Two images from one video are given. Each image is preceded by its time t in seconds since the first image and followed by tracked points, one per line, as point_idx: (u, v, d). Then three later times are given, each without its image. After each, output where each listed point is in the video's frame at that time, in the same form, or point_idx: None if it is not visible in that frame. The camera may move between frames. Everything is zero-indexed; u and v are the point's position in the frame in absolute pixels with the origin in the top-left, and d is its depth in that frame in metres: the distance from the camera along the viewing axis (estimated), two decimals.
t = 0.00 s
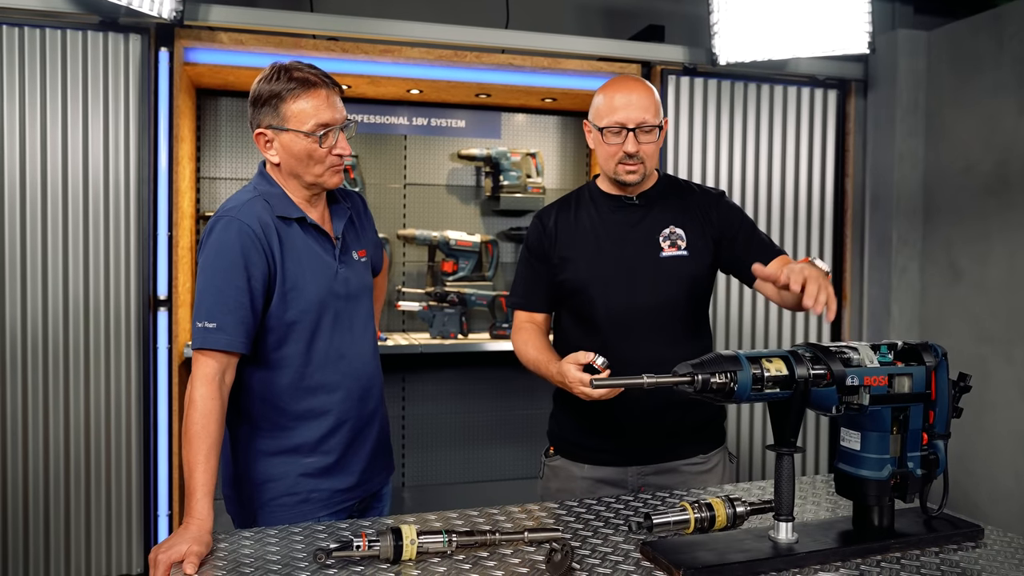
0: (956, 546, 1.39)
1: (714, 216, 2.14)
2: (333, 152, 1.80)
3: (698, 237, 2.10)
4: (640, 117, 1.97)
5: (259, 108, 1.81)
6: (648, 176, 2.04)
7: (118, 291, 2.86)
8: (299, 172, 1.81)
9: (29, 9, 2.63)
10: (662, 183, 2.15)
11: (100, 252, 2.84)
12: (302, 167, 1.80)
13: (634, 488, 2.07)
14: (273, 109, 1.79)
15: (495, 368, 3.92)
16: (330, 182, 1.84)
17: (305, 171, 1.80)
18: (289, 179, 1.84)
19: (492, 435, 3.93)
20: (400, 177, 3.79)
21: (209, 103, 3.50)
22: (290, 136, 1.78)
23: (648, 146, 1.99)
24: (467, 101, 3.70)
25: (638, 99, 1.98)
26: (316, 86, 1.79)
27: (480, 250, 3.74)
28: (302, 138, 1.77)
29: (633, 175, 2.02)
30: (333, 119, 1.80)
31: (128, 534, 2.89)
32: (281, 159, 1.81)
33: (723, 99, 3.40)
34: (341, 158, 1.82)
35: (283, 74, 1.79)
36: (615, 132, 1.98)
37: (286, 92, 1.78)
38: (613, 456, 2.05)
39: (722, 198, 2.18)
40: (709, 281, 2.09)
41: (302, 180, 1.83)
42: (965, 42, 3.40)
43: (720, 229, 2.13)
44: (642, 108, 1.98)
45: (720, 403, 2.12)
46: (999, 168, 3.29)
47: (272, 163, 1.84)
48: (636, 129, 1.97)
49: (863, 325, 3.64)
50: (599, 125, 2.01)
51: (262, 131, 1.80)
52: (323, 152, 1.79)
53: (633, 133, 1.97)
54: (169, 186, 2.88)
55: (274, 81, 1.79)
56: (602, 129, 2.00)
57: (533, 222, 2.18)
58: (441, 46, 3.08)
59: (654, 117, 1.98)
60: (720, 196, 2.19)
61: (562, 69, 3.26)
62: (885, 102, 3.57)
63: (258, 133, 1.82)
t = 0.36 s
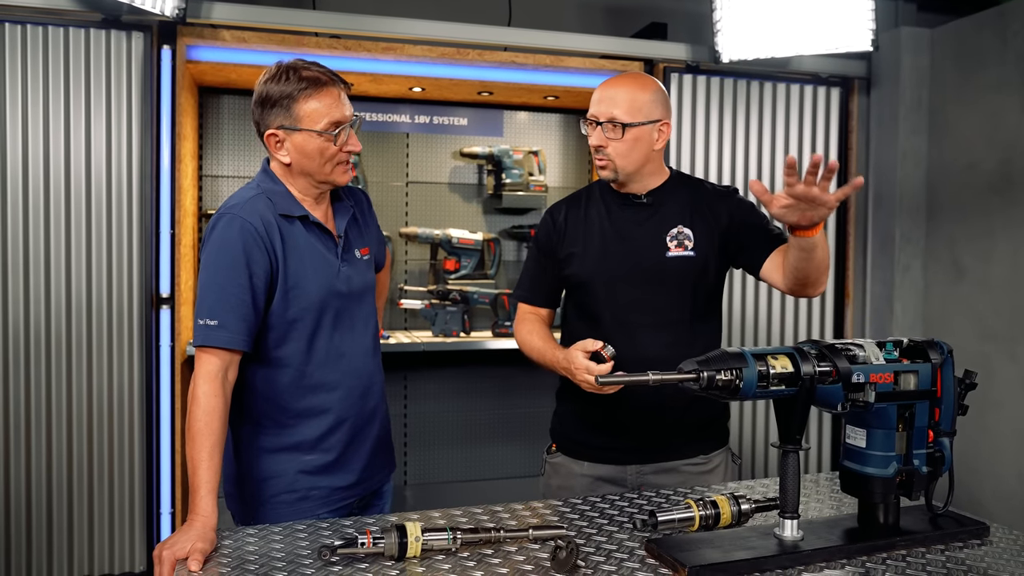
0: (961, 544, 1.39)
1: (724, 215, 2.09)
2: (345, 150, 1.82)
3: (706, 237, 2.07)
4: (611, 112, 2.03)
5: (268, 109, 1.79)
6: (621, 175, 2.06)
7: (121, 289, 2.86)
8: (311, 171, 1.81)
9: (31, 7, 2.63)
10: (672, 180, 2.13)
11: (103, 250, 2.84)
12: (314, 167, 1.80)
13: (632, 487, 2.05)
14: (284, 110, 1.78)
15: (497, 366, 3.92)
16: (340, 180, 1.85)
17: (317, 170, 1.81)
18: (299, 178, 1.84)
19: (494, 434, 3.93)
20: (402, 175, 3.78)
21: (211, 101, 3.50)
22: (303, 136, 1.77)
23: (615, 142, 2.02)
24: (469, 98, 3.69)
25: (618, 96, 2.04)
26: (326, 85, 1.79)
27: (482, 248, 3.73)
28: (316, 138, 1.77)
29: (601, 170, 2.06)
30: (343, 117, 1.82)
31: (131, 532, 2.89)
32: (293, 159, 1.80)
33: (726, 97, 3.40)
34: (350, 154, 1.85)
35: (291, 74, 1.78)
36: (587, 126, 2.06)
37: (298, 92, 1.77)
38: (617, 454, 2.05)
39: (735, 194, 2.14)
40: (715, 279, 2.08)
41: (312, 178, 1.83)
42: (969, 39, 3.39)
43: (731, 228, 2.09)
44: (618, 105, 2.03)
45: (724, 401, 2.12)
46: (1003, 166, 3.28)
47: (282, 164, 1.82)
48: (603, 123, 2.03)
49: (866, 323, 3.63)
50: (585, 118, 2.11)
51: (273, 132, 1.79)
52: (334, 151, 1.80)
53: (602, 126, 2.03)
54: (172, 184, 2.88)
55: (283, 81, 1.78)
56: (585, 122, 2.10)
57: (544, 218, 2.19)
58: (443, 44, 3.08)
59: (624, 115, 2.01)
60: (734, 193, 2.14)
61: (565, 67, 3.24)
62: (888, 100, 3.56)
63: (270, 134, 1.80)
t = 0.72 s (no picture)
0: (966, 543, 1.38)
1: (728, 216, 2.08)
2: (346, 145, 1.83)
3: (709, 240, 2.05)
4: (609, 108, 2.04)
5: (269, 110, 1.78)
6: (621, 169, 2.05)
7: (119, 288, 2.84)
8: (315, 170, 1.81)
9: (28, 5, 2.61)
10: (677, 179, 2.12)
11: (101, 248, 2.83)
12: (317, 164, 1.80)
13: (631, 487, 2.04)
14: (287, 109, 1.77)
15: (497, 365, 3.91)
16: (342, 176, 1.85)
17: (321, 168, 1.80)
18: (302, 176, 1.83)
19: (493, 433, 3.92)
20: (402, 174, 3.77)
21: (210, 99, 3.48)
22: (307, 135, 1.77)
23: (613, 136, 2.04)
24: (468, 97, 3.68)
25: (615, 92, 2.05)
26: (327, 82, 1.79)
27: (482, 246, 3.73)
28: (319, 135, 1.77)
29: (602, 164, 2.07)
30: (344, 113, 1.82)
31: (129, 532, 2.88)
32: (296, 158, 1.79)
33: (726, 95, 3.39)
34: (351, 150, 1.86)
35: (290, 72, 1.78)
36: (586, 123, 2.09)
37: (299, 90, 1.77)
38: (619, 454, 2.03)
39: (740, 197, 2.12)
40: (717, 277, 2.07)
41: (315, 176, 1.83)
42: (970, 37, 3.38)
43: (734, 234, 2.08)
44: (615, 100, 2.05)
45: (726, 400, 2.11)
46: (1004, 164, 3.27)
47: (286, 163, 1.81)
48: (600, 119, 2.05)
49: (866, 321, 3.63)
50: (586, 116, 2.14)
51: (275, 131, 1.76)
52: (338, 146, 1.81)
53: (599, 122, 2.06)
54: (170, 183, 2.86)
55: (282, 80, 1.77)
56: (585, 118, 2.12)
57: (547, 216, 2.19)
58: (442, 41, 3.06)
59: (621, 108, 2.03)
60: (740, 195, 2.12)
61: (564, 65, 3.22)
62: (888, 98, 3.56)
63: (272, 134, 1.78)
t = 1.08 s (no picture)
0: (973, 545, 1.37)
1: (731, 216, 2.07)
2: (330, 135, 1.80)
3: (712, 239, 2.04)
4: (610, 107, 2.03)
5: (251, 98, 1.77)
6: (622, 169, 2.03)
7: (117, 287, 2.83)
8: (297, 161, 1.77)
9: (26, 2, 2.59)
10: (678, 178, 2.10)
11: (99, 247, 2.81)
12: (300, 154, 1.76)
13: (633, 489, 2.03)
14: (269, 96, 1.76)
15: (497, 364, 3.90)
16: (327, 169, 1.82)
17: (304, 158, 1.77)
18: (285, 168, 1.79)
19: (494, 433, 3.91)
20: (402, 172, 3.75)
21: (209, 97, 3.46)
22: (289, 121, 1.75)
23: (614, 136, 2.02)
24: (469, 94, 3.66)
25: (617, 91, 2.03)
26: (309, 70, 1.79)
27: (482, 245, 3.71)
28: (302, 122, 1.75)
29: (603, 165, 2.05)
30: (328, 102, 1.80)
31: (127, 532, 2.87)
32: (278, 147, 1.76)
33: (728, 93, 3.37)
34: (335, 140, 1.83)
35: (273, 61, 1.78)
36: (587, 122, 2.06)
37: (281, 77, 1.76)
38: (621, 455, 2.02)
39: (742, 194, 2.10)
40: (720, 276, 2.05)
41: (298, 168, 1.79)
42: (974, 34, 3.35)
43: (736, 231, 2.06)
44: (617, 99, 2.03)
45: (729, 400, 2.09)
46: (1008, 162, 3.23)
47: (268, 152, 1.77)
48: (602, 118, 2.03)
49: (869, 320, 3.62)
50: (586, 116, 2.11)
51: (258, 119, 1.75)
52: (321, 135, 1.78)
53: (600, 122, 2.04)
54: (170, 181, 2.86)
55: (265, 68, 1.76)
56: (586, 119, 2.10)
57: (549, 218, 2.17)
58: (442, 39, 3.03)
59: (623, 108, 2.01)
60: (742, 192, 2.11)
61: (565, 62, 3.20)
62: (891, 95, 3.53)
63: (254, 121, 1.76)
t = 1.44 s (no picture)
0: (975, 548, 1.35)
1: (728, 213, 2.04)
2: (302, 125, 1.72)
3: (711, 238, 2.02)
4: (606, 105, 2.00)
5: (219, 80, 1.70)
6: (619, 168, 2.02)
7: (111, 283, 2.80)
8: (266, 150, 1.70)
9: None
10: (676, 177, 2.08)
11: (93, 243, 2.78)
12: (268, 142, 1.69)
13: (631, 489, 2.01)
14: (237, 79, 1.69)
15: (494, 363, 3.88)
16: (299, 160, 1.74)
17: (272, 146, 1.69)
18: (253, 157, 1.72)
19: (491, 431, 3.89)
20: (399, 169, 3.73)
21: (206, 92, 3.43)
22: (257, 108, 1.68)
23: (610, 135, 2.00)
24: (467, 91, 3.64)
25: (612, 89, 2.01)
26: (282, 55, 1.70)
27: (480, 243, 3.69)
28: (271, 109, 1.68)
29: (600, 164, 2.03)
30: (301, 89, 1.72)
31: (121, 530, 2.84)
32: (245, 134, 1.69)
33: (728, 90, 3.35)
34: (308, 131, 1.75)
35: (245, 43, 1.70)
36: (583, 121, 2.04)
37: (251, 60, 1.69)
38: (618, 455, 2.00)
39: (741, 192, 2.08)
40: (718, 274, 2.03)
41: (267, 158, 1.72)
42: (975, 32, 3.33)
43: (733, 230, 2.04)
44: (612, 97, 2.00)
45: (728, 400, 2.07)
46: (1008, 162, 3.21)
47: (235, 139, 1.71)
48: (597, 117, 2.01)
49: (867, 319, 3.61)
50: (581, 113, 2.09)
51: (224, 103, 1.69)
52: (292, 123, 1.70)
53: (595, 120, 2.01)
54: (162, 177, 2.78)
55: (235, 50, 1.69)
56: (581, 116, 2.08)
57: (545, 215, 2.15)
58: (440, 34, 3.01)
59: (618, 107, 1.99)
60: (740, 190, 2.08)
61: (564, 59, 3.18)
62: (890, 93, 3.52)
63: (220, 106, 1.70)
